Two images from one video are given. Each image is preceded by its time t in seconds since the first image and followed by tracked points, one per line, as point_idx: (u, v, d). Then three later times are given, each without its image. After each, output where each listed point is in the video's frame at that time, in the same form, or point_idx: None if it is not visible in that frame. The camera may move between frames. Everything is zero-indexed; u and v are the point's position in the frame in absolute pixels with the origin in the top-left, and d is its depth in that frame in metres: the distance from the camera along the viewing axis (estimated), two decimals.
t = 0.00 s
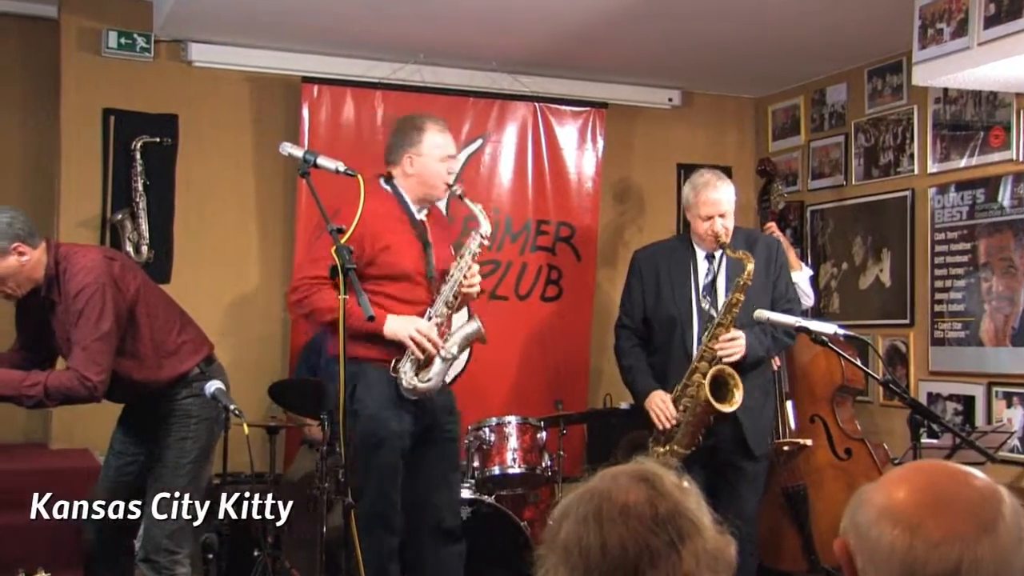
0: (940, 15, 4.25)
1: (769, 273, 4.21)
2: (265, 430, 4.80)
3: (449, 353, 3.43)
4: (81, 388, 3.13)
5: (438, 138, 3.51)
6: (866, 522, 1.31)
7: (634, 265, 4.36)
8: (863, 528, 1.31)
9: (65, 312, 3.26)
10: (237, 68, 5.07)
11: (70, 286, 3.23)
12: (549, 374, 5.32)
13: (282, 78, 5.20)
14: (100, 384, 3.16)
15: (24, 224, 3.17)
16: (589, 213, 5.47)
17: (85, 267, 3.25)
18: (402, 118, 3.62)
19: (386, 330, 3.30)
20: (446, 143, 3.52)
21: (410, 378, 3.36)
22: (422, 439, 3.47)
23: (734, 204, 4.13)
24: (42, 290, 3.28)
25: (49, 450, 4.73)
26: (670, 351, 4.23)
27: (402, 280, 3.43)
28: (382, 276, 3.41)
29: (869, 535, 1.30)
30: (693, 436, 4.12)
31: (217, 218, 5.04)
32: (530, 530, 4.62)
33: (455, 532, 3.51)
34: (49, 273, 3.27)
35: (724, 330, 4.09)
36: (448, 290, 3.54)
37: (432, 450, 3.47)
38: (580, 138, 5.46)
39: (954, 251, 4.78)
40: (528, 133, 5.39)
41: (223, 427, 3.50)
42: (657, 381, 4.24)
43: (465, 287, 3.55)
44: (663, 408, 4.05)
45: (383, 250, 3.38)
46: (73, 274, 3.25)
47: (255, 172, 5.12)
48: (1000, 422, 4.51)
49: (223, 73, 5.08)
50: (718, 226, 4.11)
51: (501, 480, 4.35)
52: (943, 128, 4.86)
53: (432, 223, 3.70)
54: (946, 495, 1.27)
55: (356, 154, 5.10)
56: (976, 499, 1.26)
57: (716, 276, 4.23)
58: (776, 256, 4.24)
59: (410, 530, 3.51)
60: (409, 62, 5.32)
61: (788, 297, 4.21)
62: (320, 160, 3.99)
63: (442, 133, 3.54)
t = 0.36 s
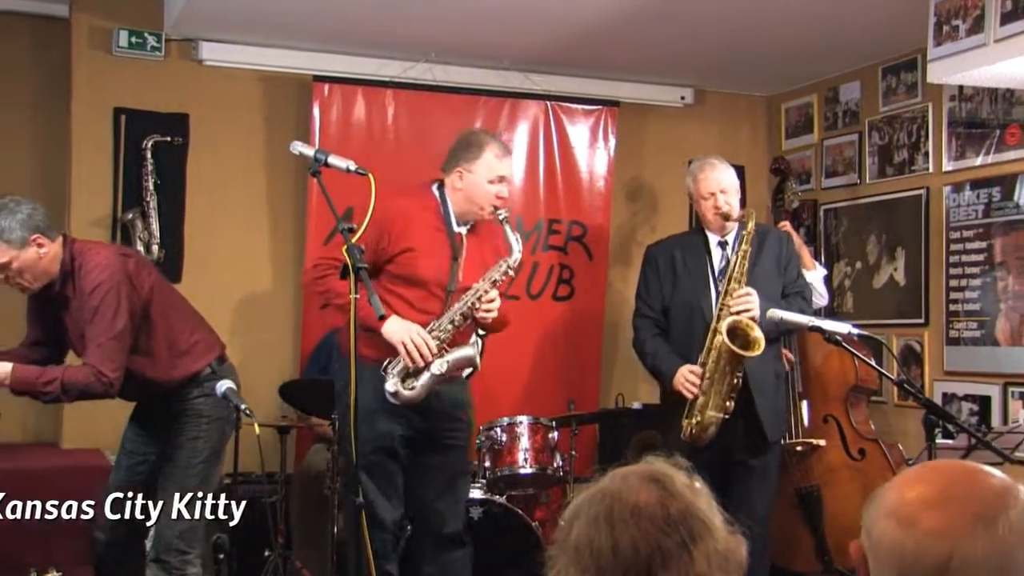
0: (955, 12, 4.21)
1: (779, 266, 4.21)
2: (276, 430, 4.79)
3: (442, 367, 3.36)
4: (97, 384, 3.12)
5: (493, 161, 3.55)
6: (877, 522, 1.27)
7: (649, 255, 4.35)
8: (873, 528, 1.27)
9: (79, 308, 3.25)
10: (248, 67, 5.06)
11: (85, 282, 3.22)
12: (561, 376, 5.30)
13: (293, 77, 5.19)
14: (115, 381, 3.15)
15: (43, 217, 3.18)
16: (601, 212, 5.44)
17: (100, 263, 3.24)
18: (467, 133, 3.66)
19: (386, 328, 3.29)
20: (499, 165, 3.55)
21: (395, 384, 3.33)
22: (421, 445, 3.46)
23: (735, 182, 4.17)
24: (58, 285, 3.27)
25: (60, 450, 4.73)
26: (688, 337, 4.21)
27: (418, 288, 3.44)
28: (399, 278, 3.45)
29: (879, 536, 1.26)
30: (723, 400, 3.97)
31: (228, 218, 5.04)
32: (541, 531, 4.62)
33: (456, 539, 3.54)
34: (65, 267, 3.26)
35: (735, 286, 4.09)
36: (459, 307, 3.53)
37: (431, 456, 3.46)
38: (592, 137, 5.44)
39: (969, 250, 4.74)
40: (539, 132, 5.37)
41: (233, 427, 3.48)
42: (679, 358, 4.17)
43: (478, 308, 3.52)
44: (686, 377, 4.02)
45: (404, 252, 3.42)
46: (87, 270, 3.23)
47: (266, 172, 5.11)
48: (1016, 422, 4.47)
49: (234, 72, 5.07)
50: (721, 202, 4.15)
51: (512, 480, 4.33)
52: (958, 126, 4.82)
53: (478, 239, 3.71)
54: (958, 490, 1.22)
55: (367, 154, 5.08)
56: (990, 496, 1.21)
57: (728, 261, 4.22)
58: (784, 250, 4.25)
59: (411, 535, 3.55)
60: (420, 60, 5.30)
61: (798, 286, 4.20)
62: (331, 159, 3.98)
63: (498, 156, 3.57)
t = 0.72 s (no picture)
0: (966, 7, 4.21)
1: (787, 264, 4.23)
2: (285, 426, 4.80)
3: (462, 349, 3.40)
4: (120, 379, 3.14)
5: (505, 145, 3.57)
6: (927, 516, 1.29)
7: (653, 254, 4.32)
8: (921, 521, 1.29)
9: (95, 303, 3.26)
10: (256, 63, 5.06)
11: (101, 278, 3.22)
12: (569, 373, 5.30)
13: (301, 73, 5.19)
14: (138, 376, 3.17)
15: (58, 210, 3.18)
16: (609, 208, 5.44)
17: (115, 258, 3.25)
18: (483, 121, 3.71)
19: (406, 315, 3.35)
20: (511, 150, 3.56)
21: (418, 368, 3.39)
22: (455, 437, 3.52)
23: (746, 182, 4.18)
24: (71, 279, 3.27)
25: (69, 446, 4.75)
26: (696, 337, 4.21)
27: (439, 277, 3.53)
28: (420, 270, 3.54)
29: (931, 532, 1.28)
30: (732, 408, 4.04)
31: (236, 215, 5.04)
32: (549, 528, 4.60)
33: (487, 536, 3.54)
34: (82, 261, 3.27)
35: (749, 296, 4.11)
36: (477, 287, 3.51)
37: (466, 449, 3.50)
38: (600, 133, 5.42)
39: (979, 246, 4.73)
40: (548, 128, 5.36)
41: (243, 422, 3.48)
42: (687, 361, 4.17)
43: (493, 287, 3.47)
44: (696, 382, 4.00)
45: (422, 243, 3.52)
46: (104, 265, 3.24)
47: (274, 168, 5.11)
48: None
49: (242, 69, 5.07)
50: (732, 203, 4.16)
51: (521, 476, 4.34)
52: (969, 122, 4.80)
53: (501, 226, 3.70)
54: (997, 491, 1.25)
55: (375, 150, 5.08)
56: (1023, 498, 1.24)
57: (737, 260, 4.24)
58: (791, 246, 4.27)
59: (439, 531, 3.55)
60: (428, 56, 5.29)
61: (806, 284, 4.23)
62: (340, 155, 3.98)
63: (508, 139, 3.58)
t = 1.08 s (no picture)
0: None
1: (790, 261, 4.21)
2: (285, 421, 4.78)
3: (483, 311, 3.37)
4: (139, 371, 3.16)
5: (476, 125, 3.58)
6: (980, 527, 1.09)
7: (654, 251, 4.32)
8: (967, 527, 1.10)
9: (106, 297, 3.27)
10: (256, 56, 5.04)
11: (112, 271, 3.24)
12: (571, 368, 5.29)
13: (300, 66, 5.16)
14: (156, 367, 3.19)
15: (65, 204, 3.17)
16: (611, 202, 5.42)
17: (125, 251, 3.27)
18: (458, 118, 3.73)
19: (422, 302, 3.35)
20: (482, 127, 3.57)
21: (444, 343, 3.36)
22: (482, 429, 3.48)
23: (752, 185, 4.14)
24: (78, 274, 3.28)
25: (69, 440, 4.73)
26: (694, 334, 4.19)
27: (454, 266, 3.51)
28: (434, 263, 3.51)
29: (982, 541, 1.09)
30: (728, 419, 4.08)
31: (236, 209, 5.02)
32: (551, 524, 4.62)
33: (507, 533, 3.52)
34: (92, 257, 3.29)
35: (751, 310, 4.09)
36: (483, 255, 3.47)
37: (491, 442, 3.48)
38: (601, 126, 5.40)
39: (981, 239, 4.71)
40: (548, 121, 5.33)
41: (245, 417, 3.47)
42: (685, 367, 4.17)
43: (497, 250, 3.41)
44: (694, 388, 4.03)
45: (425, 238, 3.51)
46: (114, 259, 3.26)
47: (274, 161, 5.09)
48: None
49: (241, 61, 5.04)
50: (737, 207, 4.13)
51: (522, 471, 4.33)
52: (971, 115, 4.78)
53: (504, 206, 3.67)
54: None
55: (374, 143, 5.06)
56: None
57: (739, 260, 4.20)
58: (796, 243, 4.24)
59: (461, 524, 3.53)
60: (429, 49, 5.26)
61: (809, 284, 4.23)
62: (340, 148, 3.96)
63: (475, 120, 3.59)
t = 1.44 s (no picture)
0: None
1: (787, 258, 4.21)
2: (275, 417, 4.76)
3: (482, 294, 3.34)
4: (143, 366, 3.16)
5: (458, 122, 3.54)
6: (1014, 527, 1.11)
7: (649, 246, 4.31)
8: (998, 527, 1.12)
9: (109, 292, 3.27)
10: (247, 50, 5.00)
11: (116, 266, 3.23)
12: (563, 363, 5.27)
13: (291, 60, 5.13)
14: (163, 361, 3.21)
15: (71, 197, 3.17)
16: (604, 197, 5.40)
17: (129, 247, 3.27)
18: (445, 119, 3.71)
19: (420, 295, 3.34)
20: (465, 123, 3.53)
21: (444, 328, 3.35)
22: (483, 424, 3.47)
23: (751, 183, 4.13)
24: (80, 268, 3.28)
25: (58, 436, 4.70)
26: (687, 329, 4.20)
27: (450, 261, 3.49)
28: (430, 259, 3.50)
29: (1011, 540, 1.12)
30: (715, 419, 4.07)
31: (227, 205, 4.99)
32: (542, 520, 4.70)
33: (506, 529, 3.51)
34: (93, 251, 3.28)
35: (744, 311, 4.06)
36: (477, 241, 3.44)
37: (491, 438, 3.46)
38: (593, 121, 5.38)
39: (973, 235, 4.71)
40: (541, 115, 5.31)
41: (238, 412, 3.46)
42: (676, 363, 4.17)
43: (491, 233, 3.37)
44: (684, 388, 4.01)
45: (420, 235, 3.50)
46: (117, 254, 3.26)
47: (265, 156, 5.06)
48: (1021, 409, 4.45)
49: (231, 55, 5.01)
50: (735, 205, 4.12)
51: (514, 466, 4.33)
52: (963, 110, 4.78)
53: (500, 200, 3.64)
54: None
55: (366, 138, 5.04)
56: None
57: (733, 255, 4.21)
58: (792, 243, 4.24)
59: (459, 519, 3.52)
60: (420, 44, 5.22)
61: (806, 281, 4.22)
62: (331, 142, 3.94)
63: (456, 117, 3.56)
